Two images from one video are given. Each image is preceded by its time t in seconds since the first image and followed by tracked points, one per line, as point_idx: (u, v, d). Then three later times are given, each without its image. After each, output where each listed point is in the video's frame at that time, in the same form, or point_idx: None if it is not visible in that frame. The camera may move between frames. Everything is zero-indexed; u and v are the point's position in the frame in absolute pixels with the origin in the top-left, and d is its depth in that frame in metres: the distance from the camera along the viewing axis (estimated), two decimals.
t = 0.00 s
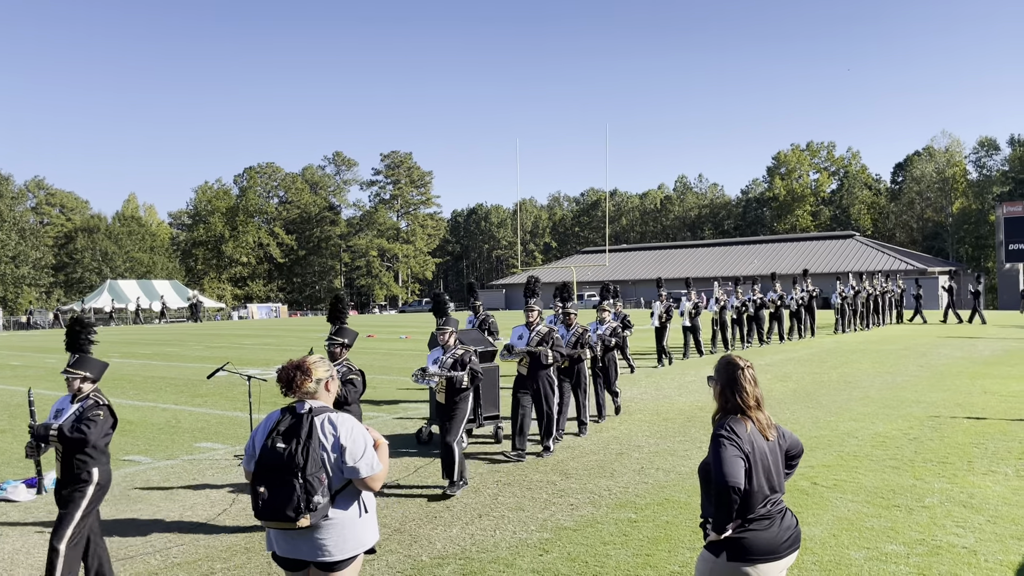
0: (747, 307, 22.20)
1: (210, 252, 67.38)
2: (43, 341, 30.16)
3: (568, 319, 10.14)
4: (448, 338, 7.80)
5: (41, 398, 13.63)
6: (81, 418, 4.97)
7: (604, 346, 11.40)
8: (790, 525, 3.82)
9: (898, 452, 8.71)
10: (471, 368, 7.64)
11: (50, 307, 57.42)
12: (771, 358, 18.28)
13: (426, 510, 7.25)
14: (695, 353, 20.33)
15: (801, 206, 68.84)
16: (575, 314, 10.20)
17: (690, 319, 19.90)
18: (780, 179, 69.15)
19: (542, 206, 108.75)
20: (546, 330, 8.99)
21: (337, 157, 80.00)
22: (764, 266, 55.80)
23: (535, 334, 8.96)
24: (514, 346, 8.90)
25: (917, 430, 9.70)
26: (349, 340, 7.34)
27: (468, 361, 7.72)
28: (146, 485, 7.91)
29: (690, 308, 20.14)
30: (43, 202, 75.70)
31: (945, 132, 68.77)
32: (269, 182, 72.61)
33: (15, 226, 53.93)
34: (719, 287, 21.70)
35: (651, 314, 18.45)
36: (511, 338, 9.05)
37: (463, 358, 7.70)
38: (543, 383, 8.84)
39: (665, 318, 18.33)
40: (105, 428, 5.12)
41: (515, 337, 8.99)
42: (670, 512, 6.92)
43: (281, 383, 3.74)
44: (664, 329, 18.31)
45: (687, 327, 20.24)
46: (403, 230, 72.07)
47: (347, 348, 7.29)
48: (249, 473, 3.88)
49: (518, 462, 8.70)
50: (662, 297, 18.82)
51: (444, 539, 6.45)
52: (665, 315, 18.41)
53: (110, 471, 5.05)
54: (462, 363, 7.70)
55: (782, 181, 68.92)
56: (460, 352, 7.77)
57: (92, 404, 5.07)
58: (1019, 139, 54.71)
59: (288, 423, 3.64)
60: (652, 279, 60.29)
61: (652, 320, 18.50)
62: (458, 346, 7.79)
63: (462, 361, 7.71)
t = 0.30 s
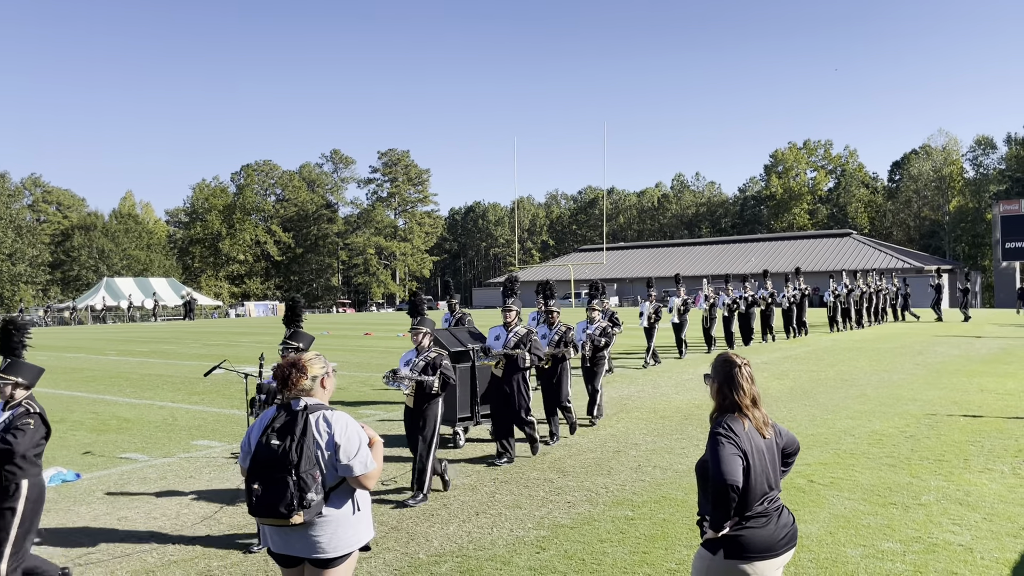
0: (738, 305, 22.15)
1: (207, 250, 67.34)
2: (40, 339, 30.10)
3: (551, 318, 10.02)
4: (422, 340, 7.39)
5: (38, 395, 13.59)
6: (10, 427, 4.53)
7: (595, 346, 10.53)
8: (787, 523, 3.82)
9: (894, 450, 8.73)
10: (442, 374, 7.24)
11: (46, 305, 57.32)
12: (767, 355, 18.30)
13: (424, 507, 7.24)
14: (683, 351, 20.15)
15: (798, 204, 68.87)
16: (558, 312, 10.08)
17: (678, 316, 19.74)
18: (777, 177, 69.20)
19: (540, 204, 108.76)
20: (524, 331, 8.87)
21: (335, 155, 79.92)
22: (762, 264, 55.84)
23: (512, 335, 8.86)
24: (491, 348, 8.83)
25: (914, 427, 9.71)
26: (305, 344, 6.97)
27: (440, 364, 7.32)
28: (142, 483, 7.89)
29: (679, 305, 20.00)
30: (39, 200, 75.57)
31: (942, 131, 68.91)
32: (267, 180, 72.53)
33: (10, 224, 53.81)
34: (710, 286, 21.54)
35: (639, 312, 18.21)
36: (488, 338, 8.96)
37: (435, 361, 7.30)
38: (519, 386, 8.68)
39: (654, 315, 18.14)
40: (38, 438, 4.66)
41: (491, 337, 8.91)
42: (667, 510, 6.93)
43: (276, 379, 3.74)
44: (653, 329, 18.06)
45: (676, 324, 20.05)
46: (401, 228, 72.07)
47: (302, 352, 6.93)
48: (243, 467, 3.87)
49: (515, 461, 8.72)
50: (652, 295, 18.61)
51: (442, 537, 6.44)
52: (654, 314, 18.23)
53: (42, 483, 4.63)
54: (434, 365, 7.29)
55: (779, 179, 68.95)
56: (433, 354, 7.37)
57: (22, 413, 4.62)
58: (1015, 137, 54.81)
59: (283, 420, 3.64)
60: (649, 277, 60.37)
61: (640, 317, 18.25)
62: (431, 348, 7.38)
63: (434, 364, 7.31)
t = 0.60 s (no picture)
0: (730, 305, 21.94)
1: (205, 248, 67.38)
2: (38, 336, 30.09)
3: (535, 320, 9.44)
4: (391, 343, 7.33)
5: (36, 394, 13.58)
6: None
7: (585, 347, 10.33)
8: (785, 521, 3.82)
9: (891, 448, 8.75)
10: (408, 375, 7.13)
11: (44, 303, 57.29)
12: (765, 354, 18.32)
13: (422, 505, 7.23)
14: (674, 352, 19.95)
15: (796, 203, 68.89)
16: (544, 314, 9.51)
17: (669, 317, 19.54)
18: (775, 176, 69.28)
19: (538, 203, 108.83)
20: (504, 334, 8.45)
21: (333, 153, 79.92)
22: (760, 263, 55.89)
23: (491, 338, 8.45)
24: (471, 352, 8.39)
25: (912, 426, 9.73)
26: (262, 344, 6.00)
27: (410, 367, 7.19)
28: (140, 481, 7.90)
29: (669, 306, 19.80)
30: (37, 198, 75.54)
31: (939, 129, 69.02)
32: (265, 178, 72.57)
33: (8, 221, 53.77)
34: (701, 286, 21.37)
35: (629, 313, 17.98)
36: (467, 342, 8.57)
37: (402, 363, 7.20)
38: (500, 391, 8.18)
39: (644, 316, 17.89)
40: None
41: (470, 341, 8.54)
42: (665, 508, 6.94)
43: (274, 377, 3.76)
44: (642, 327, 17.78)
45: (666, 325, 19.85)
46: (398, 226, 72.05)
47: (259, 355, 5.98)
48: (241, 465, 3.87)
49: (513, 460, 8.71)
50: (642, 295, 18.36)
51: (440, 535, 6.45)
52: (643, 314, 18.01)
53: None
54: (401, 369, 7.18)
55: (777, 178, 69.01)
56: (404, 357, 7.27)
57: None
58: (1012, 136, 54.84)
59: (279, 417, 3.64)
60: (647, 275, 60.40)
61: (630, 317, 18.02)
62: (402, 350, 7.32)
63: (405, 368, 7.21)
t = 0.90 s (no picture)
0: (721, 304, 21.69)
1: (204, 247, 67.34)
2: (36, 335, 30.06)
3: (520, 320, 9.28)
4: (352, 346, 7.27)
5: (34, 393, 13.55)
6: None
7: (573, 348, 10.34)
8: (783, 520, 3.83)
9: (890, 448, 8.76)
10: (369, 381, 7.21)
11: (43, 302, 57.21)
12: (763, 353, 18.33)
13: (420, 504, 7.24)
14: (665, 352, 19.66)
15: (795, 203, 68.91)
16: (529, 315, 9.34)
17: (659, 316, 19.26)
18: (774, 176, 69.31)
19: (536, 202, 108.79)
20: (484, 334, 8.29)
21: (332, 152, 79.83)
22: (759, 262, 55.84)
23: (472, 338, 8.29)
24: (449, 353, 8.21)
25: (910, 425, 9.74)
26: (217, 347, 5.64)
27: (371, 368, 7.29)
28: (139, 480, 7.89)
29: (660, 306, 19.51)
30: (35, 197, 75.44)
31: (938, 129, 69.07)
32: (263, 177, 72.54)
33: (6, 220, 53.69)
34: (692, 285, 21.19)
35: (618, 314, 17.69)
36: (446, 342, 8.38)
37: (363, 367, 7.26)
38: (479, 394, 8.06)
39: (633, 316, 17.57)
40: None
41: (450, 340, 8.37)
42: (664, 507, 6.94)
43: (274, 377, 3.74)
44: (632, 328, 17.52)
45: (657, 325, 19.55)
46: (397, 225, 72.00)
47: (213, 359, 5.61)
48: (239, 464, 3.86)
49: (510, 459, 8.71)
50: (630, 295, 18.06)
51: (438, 534, 6.45)
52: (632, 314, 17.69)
53: None
54: (362, 372, 7.24)
55: (776, 178, 69.05)
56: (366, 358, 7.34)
57: None
58: (1010, 136, 54.93)
59: (279, 417, 3.64)
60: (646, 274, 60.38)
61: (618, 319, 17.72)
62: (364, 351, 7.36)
63: (366, 372, 7.28)
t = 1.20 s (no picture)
0: (712, 303, 21.38)
1: (203, 247, 67.33)
2: (35, 335, 30.05)
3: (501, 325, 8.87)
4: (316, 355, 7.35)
5: (33, 393, 13.53)
6: None
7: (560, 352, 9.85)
8: (781, 520, 3.83)
9: (889, 447, 8.76)
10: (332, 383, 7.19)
11: (42, 302, 57.22)
12: (762, 353, 18.34)
13: (419, 504, 7.24)
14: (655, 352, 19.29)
15: (794, 203, 68.96)
16: (510, 319, 8.99)
17: (649, 317, 18.89)
18: (773, 175, 69.39)
19: (536, 202, 108.85)
20: (459, 339, 7.86)
21: (332, 151, 79.81)
22: (758, 262, 55.84)
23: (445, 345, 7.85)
24: (424, 358, 7.79)
25: (910, 425, 9.75)
26: (163, 355, 5.40)
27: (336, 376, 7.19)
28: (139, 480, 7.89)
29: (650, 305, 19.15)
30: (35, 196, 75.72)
31: (937, 129, 69.13)
32: (263, 177, 72.57)
33: (5, 219, 53.75)
34: (683, 285, 20.95)
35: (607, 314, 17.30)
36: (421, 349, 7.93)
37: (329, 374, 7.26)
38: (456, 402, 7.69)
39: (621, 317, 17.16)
40: None
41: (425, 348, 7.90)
42: (662, 507, 6.94)
43: (273, 378, 3.74)
44: (620, 328, 17.09)
45: (647, 325, 19.21)
46: (397, 225, 72.01)
47: (159, 367, 5.37)
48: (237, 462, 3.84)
49: (511, 457, 8.74)
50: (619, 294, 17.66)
51: (437, 534, 6.45)
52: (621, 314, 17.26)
53: None
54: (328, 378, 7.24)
55: (775, 177, 69.13)
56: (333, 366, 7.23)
57: None
58: (1010, 136, 54.93)
59: (279, 416, 3.64)
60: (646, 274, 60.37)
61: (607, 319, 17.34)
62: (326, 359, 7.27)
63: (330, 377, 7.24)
